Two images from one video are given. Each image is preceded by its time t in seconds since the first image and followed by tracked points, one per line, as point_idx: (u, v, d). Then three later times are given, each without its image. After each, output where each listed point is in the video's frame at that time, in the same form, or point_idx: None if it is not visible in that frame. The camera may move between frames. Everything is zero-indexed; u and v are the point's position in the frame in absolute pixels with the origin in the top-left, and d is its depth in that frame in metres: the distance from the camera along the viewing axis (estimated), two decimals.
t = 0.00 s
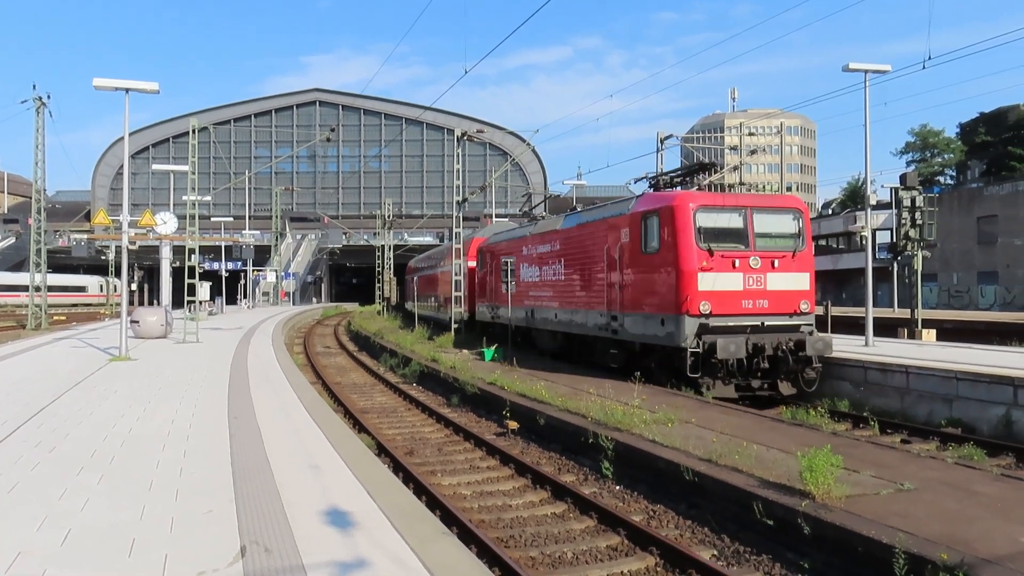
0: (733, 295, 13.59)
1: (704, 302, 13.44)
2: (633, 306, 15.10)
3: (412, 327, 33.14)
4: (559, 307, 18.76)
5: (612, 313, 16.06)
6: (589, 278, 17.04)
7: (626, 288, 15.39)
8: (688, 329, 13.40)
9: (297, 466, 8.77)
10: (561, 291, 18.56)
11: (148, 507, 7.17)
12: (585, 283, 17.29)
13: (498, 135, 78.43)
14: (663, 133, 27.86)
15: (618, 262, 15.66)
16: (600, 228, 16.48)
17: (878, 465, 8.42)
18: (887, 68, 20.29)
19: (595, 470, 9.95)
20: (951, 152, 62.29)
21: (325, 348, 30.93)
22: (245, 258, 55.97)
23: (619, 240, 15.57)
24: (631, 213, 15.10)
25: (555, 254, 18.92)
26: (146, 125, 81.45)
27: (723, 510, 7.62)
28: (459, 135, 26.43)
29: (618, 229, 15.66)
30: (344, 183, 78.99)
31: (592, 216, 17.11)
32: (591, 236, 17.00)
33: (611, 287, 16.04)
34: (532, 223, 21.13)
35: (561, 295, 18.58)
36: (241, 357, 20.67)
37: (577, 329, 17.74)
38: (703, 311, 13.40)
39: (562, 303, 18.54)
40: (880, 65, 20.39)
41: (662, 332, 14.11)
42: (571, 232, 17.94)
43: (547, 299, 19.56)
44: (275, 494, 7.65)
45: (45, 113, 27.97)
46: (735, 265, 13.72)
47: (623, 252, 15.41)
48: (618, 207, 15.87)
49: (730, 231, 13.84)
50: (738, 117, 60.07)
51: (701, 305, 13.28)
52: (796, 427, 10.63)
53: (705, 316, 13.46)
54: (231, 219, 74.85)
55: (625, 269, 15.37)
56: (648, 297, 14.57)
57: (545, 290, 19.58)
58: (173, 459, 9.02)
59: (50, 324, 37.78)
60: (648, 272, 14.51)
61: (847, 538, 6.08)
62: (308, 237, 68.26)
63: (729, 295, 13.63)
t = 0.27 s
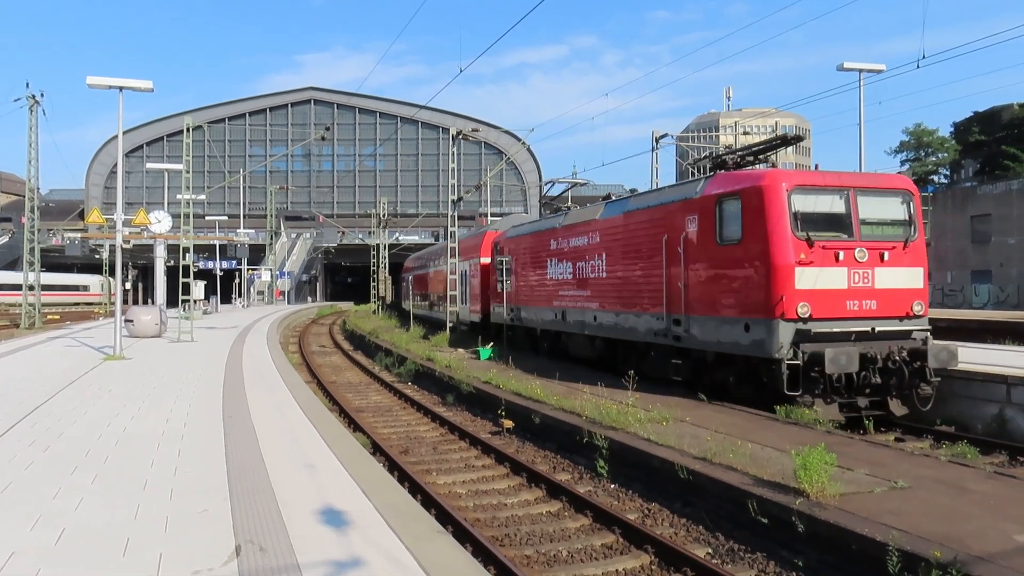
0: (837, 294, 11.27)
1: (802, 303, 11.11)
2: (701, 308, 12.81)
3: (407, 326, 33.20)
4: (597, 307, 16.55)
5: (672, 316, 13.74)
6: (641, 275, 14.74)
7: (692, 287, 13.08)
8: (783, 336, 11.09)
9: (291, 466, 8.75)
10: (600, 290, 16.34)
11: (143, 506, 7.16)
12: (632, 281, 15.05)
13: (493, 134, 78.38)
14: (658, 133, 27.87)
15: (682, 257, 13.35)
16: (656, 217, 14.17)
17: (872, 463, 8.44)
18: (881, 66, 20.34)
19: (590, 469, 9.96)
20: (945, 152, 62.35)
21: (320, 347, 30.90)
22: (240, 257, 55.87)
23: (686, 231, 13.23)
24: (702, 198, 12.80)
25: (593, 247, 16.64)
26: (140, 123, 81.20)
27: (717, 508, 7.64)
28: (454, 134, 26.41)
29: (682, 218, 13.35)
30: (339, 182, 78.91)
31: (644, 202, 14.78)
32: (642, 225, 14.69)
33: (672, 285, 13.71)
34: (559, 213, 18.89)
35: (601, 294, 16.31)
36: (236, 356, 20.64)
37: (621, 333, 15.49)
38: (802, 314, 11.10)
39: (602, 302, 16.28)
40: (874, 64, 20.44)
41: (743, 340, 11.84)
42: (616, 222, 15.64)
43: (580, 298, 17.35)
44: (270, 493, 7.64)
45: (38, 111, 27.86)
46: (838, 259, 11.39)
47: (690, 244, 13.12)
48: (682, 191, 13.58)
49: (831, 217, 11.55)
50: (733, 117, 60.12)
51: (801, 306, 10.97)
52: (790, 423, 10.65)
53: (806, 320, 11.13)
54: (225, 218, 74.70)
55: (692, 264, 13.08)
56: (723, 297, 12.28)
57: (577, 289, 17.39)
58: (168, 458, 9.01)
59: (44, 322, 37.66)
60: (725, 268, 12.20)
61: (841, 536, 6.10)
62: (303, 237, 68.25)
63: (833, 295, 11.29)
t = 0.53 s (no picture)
0: (1019, 294, 8.71)
1: (979, 306, 8.47)
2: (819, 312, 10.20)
3: (401, 325, 33.20)
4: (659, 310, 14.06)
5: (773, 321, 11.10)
6: (723, 272, 12.20)
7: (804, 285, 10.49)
8: (953, 350, 8.37)
9: (286, 466, 8.74)
10: (664, 290, 13.85)
11: (136, 506, 7.13)
12: (709, 280, 12.55)
13: (487, 133, 78.39)
14: (652, 132, 27.87)
15: (790, 250, 10.75)
16: (750, 201, 11.61)
17: (865, 462, 8.47)
18: (874, 67, 20.45)
19: (584, 468, 9.98)
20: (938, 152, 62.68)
21: (314, 347, 30.86)
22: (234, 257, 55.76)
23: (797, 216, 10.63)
24: (822, 174, 10.20)
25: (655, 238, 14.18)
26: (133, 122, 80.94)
27: (711, 508, 7.66)
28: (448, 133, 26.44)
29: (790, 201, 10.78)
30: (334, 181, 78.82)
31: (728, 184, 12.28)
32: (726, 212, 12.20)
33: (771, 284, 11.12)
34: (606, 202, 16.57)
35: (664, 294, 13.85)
36: (230, 356, 20.60)
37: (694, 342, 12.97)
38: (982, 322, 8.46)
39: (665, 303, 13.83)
40: (867, 64, 20.53)
41: (886, 352, 9.16)
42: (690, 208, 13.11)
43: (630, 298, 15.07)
44: (264, 493, 7.63)
45: (30, 110, 27.73)
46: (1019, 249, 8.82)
47: (803, 234, 10.50)
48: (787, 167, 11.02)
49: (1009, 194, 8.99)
50: (727, 117, 60.29)
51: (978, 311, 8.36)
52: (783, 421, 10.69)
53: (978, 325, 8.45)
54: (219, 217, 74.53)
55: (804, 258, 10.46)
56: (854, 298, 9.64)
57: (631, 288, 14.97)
58: (161, 458, 8.99)
59: (37, 322, 37.52)
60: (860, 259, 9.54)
61: (834, 534, 6.12)
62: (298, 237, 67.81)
63: (1014, 297, 8.71)
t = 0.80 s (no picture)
0: None
1: None
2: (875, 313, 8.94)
3: (397, 325, 33.19)
4: (746, 315, 11.18)
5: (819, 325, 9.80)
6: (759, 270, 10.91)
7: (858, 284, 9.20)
8: None
9: (281, 466, 8.72)
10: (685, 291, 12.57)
11: (131, 506, 7.13)
12: (741, 279, 11.29)
13: (483, 133, 78.35)
14: (648, 133, 27.89)
15: (840, 244, 9.48)
16: (793, 192, 10.34)
17: (860, 461, 8.49)
18: (868, 67, 20.49)
19: (580, 467, 9.99)
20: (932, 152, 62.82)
21: (309, 347, 30.81)
22: (229, 257, 55.63)
23: (851, 207, 9.35)
24: (879, 159, 8.97)
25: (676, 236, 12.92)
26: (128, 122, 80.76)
27: (706, 507, 7.68)
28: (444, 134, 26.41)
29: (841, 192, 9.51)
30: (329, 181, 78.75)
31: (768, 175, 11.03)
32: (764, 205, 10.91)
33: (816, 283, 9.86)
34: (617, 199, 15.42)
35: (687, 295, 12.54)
36: (225, 356, 20.58)
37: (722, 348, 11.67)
38: None
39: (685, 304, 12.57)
40: (862, 64, 20.58)
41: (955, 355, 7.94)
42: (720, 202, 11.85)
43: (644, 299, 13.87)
44: (260, 492, 7.63)
45: (25, 109, 27.66)
46: None
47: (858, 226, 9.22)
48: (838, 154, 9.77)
49: None
50: (722, 117, 60.27)
51: None
52: (778, 419, 10.71)
53: None
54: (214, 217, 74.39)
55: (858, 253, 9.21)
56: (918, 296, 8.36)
57: (647, 288, 13.72)
58: (156, 458, 8.97)
59: (31, 322, 37.42)
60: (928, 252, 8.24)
61: (829, 533, 6.14)
62: (294, 237, 68.73)
63: None
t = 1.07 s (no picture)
0: None
1: None
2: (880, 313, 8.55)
3: (391, 326, 33.16)
4: (886, 320, 8.49)
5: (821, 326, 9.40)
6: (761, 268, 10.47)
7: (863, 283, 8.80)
8: None
9: (275, 466, 8.72)
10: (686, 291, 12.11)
11: (124, 507, 7.11)
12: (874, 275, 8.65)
13: (477, 134, 78.36)
14: (641, 133, 27.92)
15: (843, 242, 9.09)
16: (863, 178, 8.86)
17: (852, 460, 8.53)
18: (860, 67, 20.60)
19: (574, 467, 10.00)
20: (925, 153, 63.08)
21: (303, 347, 30.73)
22: (223, 257, 55.50)
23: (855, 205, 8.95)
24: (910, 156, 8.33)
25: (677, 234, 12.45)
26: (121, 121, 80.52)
27: (699, 507, 7.70)
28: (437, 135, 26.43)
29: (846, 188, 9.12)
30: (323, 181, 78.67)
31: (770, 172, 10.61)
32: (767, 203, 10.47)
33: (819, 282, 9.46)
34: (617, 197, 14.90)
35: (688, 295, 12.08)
36: (218, 356, 20.54)
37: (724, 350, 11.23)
38: None
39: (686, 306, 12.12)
40: (853, 66, 20.69)
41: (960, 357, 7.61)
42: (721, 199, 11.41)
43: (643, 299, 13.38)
44: (253, 493, 7.63)
45: (16, 109, 27.56)
46: None
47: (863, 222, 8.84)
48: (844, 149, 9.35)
49: None
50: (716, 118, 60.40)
51: None
52: (772, 418, 10.73)
53: None
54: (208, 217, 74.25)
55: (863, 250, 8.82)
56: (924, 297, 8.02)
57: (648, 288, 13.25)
58: (149, 459, 8.96)
59: (23, 322, 37.30)
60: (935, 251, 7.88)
61: (821, 532, 6.16)
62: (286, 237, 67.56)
63: None
